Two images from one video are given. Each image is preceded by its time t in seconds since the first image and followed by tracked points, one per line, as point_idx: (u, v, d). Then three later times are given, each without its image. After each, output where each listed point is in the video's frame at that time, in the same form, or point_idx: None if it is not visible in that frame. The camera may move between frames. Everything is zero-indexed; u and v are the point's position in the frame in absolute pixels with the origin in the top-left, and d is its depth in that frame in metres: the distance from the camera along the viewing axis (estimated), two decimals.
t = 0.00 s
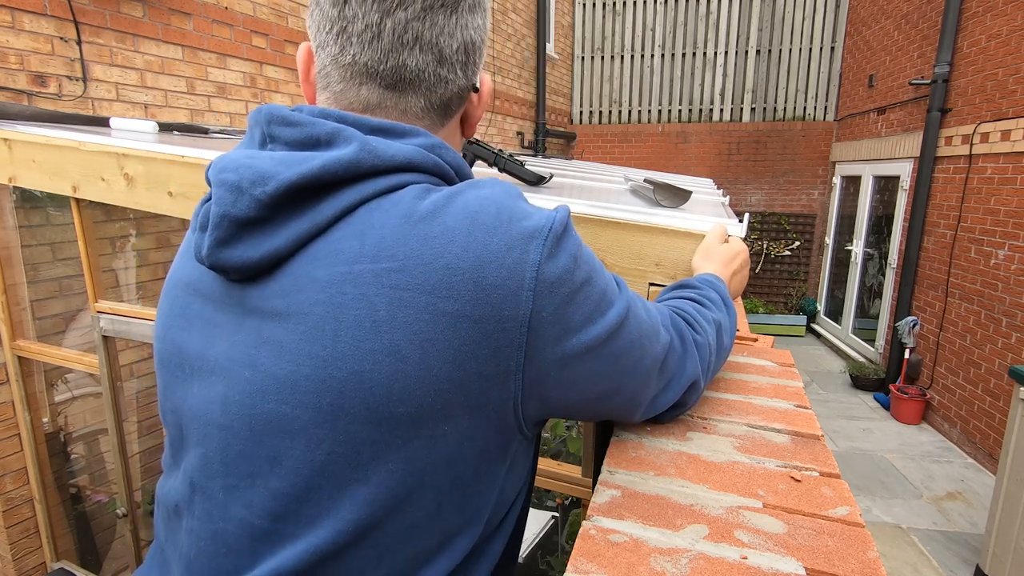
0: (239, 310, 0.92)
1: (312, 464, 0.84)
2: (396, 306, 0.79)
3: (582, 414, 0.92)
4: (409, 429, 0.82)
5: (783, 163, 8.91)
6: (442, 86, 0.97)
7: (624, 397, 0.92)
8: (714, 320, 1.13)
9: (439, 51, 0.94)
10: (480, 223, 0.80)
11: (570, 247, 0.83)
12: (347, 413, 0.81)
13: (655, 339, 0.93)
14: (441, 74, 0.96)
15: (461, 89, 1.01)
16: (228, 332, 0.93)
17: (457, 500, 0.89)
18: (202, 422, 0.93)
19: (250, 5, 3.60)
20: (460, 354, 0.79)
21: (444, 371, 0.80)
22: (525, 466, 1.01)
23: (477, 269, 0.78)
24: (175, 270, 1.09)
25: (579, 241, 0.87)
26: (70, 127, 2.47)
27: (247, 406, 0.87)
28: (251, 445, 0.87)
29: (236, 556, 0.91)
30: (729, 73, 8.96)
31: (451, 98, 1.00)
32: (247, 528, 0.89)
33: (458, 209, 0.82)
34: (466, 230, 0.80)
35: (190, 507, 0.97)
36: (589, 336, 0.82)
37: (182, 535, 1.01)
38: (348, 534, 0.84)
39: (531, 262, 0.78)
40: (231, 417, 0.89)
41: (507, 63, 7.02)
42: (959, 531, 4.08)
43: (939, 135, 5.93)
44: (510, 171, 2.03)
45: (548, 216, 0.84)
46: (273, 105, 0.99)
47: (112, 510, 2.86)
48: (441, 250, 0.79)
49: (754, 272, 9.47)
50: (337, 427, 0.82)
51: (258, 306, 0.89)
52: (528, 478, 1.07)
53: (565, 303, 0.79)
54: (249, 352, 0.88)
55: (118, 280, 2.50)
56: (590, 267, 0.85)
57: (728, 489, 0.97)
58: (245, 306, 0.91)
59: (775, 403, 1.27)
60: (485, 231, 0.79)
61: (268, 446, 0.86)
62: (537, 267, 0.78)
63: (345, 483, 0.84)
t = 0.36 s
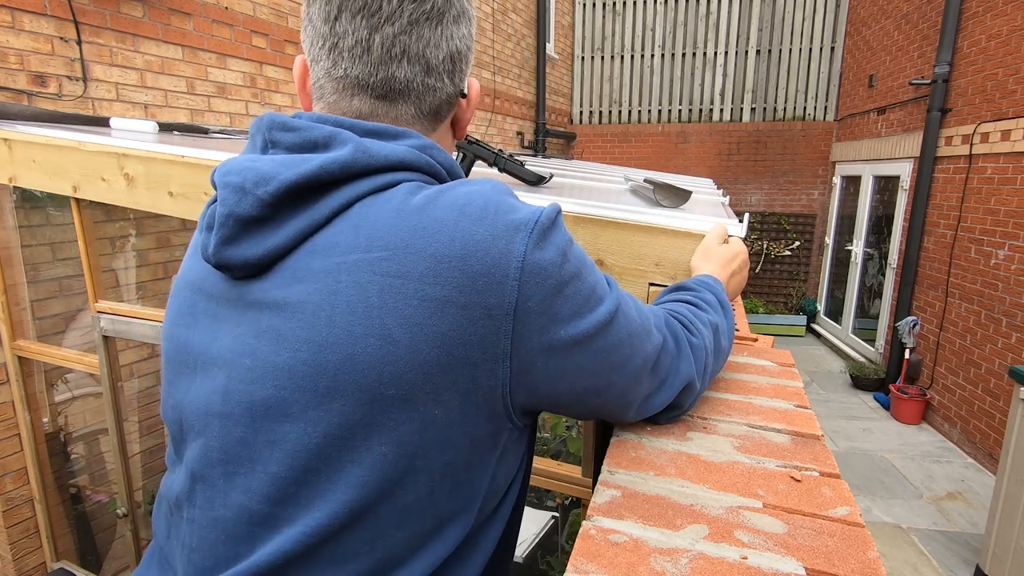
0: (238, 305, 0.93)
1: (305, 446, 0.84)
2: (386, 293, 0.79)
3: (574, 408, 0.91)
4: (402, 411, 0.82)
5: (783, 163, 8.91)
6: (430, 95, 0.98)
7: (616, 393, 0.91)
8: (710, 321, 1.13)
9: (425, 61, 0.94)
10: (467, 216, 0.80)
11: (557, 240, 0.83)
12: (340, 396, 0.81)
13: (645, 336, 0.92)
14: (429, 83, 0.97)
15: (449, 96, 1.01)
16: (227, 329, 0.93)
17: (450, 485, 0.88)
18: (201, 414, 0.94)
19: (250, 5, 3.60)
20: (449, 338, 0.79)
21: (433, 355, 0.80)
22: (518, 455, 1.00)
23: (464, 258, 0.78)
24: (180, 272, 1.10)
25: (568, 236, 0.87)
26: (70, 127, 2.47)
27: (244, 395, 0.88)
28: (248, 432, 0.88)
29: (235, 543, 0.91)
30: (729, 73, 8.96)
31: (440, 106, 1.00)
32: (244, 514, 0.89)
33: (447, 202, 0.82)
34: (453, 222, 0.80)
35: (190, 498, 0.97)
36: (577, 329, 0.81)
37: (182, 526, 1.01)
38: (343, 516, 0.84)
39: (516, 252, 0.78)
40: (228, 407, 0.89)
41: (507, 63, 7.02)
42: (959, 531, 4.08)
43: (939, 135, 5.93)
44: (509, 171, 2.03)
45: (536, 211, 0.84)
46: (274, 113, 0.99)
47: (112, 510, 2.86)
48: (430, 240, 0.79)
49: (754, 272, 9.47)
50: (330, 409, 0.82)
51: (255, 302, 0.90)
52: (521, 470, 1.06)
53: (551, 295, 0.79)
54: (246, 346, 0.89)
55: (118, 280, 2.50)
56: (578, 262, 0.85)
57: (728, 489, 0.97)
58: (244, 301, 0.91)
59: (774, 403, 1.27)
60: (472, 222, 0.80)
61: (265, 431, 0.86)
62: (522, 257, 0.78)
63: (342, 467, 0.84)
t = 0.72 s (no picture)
0: (255, 310, 0.93)
1: (322, 454, 0.84)
2: (404, 301, 0.80)
3: (590, 413, 0.91)
4: (417, 420, 0.82)
5: (783, 163, 8.91)
6: (454, 107, 0.97)
7: (632, 397, 0.91)
8: (725, 327, 1.13)
9: (449, 75, 0.94)
10: (485, 222, 0.80)
11: (575, 246, 0.82)
12: (357, 404, 0.82)
13: (662, 339, 0.92)
14: (453, 96, 0.97)
15: (474, 108, 1.01)
16: (247, 333, 0.94)
17: (462, 496, 0.88)
18: (217, 418, 0.94)
19: (250, 5, 3.60)
20: (466, 347, 0.79)
21: (451, 364, 0.80)
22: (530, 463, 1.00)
23: (481, 265, 0.78)
24: (198, 274, 1.11)
25: (585, 241, 0.86)
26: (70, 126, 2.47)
27: (260, 400, 0.88)
28: (264, 437, 0.88)
29: (247, 548, 0.91)
30: (729, 73, 8.96)
31: (464, 118, 1.00)
32: (258, 520, 0.89)
33: (464, 208, 0.82)
34: (471, 228, 0.80)
35: (201, 501, 0.97)
36: (594, 335, 0.81)
37: (192, 530, 1.00)
38: (356, 526, 0.84)
39: (534, 258, 0.78)
40: (245, 412, 0.89)
41: (507, 64, 7.02)
42: (959, 531, 4.08)
43: (939, 135, 5.93)
44: (510, 171, 2.03)
45: (554, 216, 0.83)
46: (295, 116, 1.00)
47: (112, 510, 2.87)
48: (448, 247, 0.79)
49: (754, 272, 9.47)
50: (348, 417, 0.82)
51: (273, 308, 0.90)
52: (534, 474, 1.06)
53: (569, 301, 0.79)
54: (264, 350, 0.89)
55: (118, 279, 2.50)
56: (595, 267, 0.84)
57: (728, 488, 0.97)
58: (261, 306, 0.92)
59: (775, 403, 1.27)
60: (490, 228, 0.80)
61: (281, 438, 0.87)
62: (540, 263, 0.78)
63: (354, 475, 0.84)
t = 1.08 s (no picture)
0: (258, 307, 0.93)
1: (325, 444, 0.84)
2: (405, 294, 0.80)
3: (592, 409, 0.91)
4: (420, 412, 0.82)
5: (783, 163, 8.91)
6: (453, 103, 0.97)
7: (634, 393, 0.91)
8: (727, 328, 1.13)
9: (448, 70, 0.95)
10: (484, 216, 0.80)
11: (572, 240, 0.82)
12: (360, 395, 0.82)
13: (663, 336, 0.92)
14: (453, 92, 0.97)
15: (473, 104, 1.01)
16: (251, 330, 0.94)
17: (466, 488, 0.88)
18: (225, 413, 0.94)
19: (250, 5, 3.60)
20: (467, 339, 0.79)
21: (452, 356, 0.80)
22: (534, 458, 1.00)
23: (480, 257, 0.78)
24: (203, 274, 1.11)
25: (583, 235, 0.87)
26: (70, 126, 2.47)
27: (266, 394, 0.88)
28: (269, 430, 0.88)
29: (255, 539, 0.91)
30: (729, 73, 8.96)
31: (463, 113, 1.00)
32: (266, 510, 0.89)
33: (464, 203, 0.82)
34: (471, 222, 0.80)
35: (212, 495, 0.97)
36: (593, 327, 0.81)
37: (203, 523, 1.01)
38: (361, 515, 0.84)
39: (531, 252, 0.78)
40: (249, 405, 0.90)
41: (507, 64, 7.03)
42: (959, 531, 4.08)
43: (939, 135, 5.93)
44: (510, 171, 2.04)
45: (551, 211, 0.84)
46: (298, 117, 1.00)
47: (112, 510, 2.87)
48: (448, 241, 0.79)
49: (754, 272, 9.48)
50: (351, 409, 0.82)
51: (276, 303, 0.90)
52: (538, 470, 1.06)
53: (566, 293, 0.79)
54: (268, 345, 0.89)
55: (118, 279, 2.50)
56: (593, 261, 0.84)
57: (728, 489, 0.97)
58: (265, 303, 0.92)
59: (775, 403, 1.27)
60: (489, 223, 0.80)
61: (285, 430, 0.87)
62: (537, 256, 0.78)
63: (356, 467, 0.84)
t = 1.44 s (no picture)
0: (247, 308, 0.93)
1: (312, 450, 0.84)
2: (393, 300, 0.80)
3: (584, 413, 0.91)
4: (407, 418, 0.82)
5: (783, 163, 8.91)
6: (393, 84, 0.97)
7: (628, 397, 0.91)
8: (724, 327, 1.13)
9: (386, 51, 0.96)
10: (474, 224, 0.80)
11: (565, 247, 0.82)
12: (347, 401, 0.82)
13: (658, 340, 0.92)
14: (392, 74, 0.97)
15: (422, 89, 0.97)
16: (240, 330, 0.94)
17: (454, 491, 0.88)
18: (213, 413, 0.94)
19: (250, 5, 3.60)
20: (454, 347, 0.79)
21: (439, 363, 0.80)
22: (523, 459, 1.00)
23: (470, 266, 0.78)
24: (194, 271, 1.11)
25: (576, 242, 0.86)
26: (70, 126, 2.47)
27: (253, 396, 0.88)
28: (257, 433, 0.88)
29: (241, 540, 0.91)
30: (729, 73, 8.96)
31: (409, 98, 0.98)
32: (252, 512, 0.89)
33: (454, 209, 0.82)
34: (461, 229, 0.80)
35: (199, 493, 0.97)
36: (585, 335, 0.81)
37: (191, 521, 1.01)
38: (347, 520, 0.84)
39: (523, 260, 0.78)
40: (237, 407, 0.89)
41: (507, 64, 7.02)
42: (958, 531, 4.08)
43: (939, 135, 5.93)
44: (510, 171, 2.04)
45: (545, 217, 0.84)
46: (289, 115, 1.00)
47: (112, 510, 2.87)
48: (437, 247, 0.79)
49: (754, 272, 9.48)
50: (339, 414, 0.82)
51: (266, 306, 0.90)
52: (528, 470, 1.07)
53: (558, 301, 0.79)
54: (257, 347, 0.89)
55: (117, 279, 2.50)
56: (586, 268, 0.84)
57: (728, 488, 0.97)
58: (254, 304, 0.92)
59: (774, 403, 1.27)
60: (479, 230, 0.80)
61: (272, 435, 0.87)
62: (529, 265, 0.78)
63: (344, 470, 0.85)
